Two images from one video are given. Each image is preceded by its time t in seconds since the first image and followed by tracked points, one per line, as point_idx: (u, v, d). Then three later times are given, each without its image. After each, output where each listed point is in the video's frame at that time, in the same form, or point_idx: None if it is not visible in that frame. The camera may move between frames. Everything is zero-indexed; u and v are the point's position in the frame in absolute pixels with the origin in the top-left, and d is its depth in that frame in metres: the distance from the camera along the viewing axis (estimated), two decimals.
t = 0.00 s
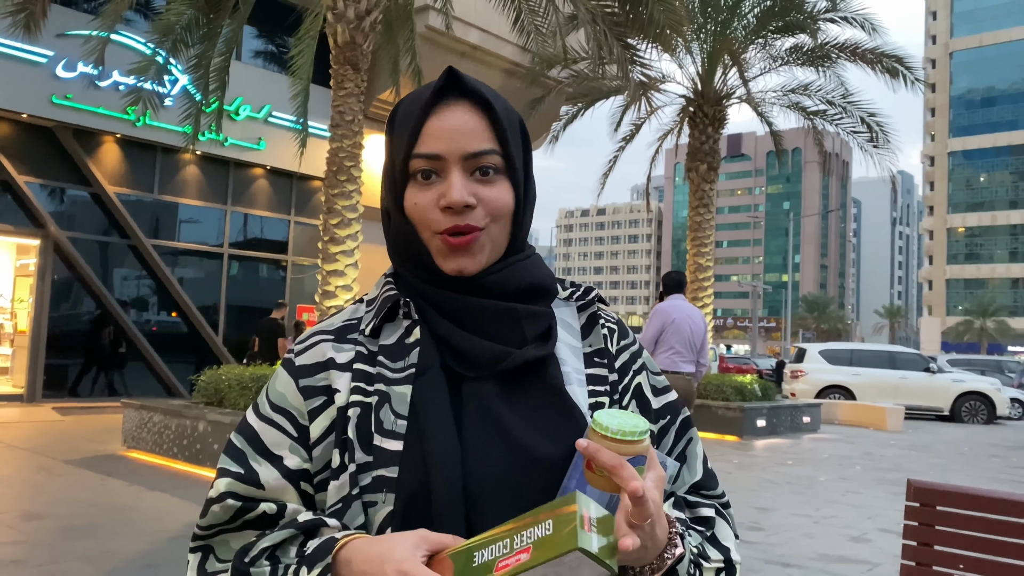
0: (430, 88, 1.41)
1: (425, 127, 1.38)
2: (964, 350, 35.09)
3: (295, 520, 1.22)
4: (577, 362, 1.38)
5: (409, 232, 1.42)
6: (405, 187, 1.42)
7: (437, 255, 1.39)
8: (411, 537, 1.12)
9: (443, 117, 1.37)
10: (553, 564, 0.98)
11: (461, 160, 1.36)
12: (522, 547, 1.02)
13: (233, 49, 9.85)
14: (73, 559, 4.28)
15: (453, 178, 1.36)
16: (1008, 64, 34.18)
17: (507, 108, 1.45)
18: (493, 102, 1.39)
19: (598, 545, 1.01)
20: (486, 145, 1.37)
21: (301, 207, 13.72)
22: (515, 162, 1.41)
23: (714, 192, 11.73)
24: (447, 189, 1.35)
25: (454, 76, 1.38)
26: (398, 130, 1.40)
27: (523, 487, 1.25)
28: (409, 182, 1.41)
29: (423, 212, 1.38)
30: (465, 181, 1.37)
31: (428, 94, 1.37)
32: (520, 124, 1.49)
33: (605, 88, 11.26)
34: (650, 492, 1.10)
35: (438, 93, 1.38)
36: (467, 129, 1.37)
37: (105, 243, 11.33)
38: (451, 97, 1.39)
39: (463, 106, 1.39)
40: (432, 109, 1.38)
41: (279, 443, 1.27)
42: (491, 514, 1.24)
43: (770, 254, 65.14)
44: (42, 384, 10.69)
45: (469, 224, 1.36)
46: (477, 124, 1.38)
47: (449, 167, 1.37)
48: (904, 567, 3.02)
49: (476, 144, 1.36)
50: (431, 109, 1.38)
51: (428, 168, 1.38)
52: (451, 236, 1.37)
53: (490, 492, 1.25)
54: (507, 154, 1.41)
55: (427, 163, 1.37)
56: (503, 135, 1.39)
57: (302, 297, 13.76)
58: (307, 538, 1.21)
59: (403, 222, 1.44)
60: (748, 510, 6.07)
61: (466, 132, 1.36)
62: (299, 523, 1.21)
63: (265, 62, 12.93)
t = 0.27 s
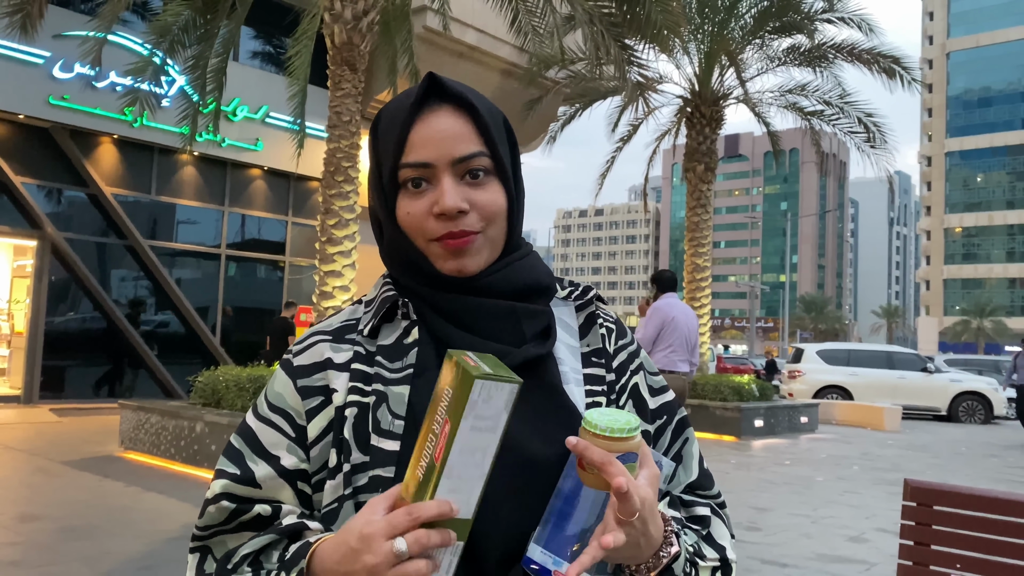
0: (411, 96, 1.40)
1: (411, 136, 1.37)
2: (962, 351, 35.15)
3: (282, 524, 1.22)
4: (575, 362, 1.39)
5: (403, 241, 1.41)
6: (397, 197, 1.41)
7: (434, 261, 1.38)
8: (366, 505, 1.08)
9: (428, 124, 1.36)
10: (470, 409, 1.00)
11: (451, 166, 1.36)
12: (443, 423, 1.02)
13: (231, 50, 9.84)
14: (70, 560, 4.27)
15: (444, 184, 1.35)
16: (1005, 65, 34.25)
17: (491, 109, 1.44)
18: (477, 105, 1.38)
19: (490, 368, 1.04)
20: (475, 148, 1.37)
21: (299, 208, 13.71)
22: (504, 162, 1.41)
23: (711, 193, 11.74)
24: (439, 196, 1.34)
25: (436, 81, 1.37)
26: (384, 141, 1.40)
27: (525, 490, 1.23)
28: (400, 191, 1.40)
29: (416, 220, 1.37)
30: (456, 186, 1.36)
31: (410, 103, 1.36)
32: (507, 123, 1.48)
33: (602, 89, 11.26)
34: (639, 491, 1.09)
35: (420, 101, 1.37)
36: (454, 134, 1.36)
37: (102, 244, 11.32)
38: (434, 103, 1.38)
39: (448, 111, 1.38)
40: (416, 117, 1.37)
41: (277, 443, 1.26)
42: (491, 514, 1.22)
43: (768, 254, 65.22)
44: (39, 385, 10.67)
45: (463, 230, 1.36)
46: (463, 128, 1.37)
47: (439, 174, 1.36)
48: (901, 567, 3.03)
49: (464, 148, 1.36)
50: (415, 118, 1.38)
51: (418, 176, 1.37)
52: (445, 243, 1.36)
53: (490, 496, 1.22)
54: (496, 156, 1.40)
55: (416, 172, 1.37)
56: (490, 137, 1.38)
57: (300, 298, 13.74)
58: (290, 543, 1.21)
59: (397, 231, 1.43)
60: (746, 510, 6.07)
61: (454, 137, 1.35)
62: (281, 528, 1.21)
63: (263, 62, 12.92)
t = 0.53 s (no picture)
0: (416, 93, 1.40)
1: (411, 135, 1.37)
2: (959, 351, 35.20)
3: (280, 526, 1.21)
4: (566, 362, 1.39)
5: (398, 237, 1.41)
6: (394, 193, 1.41)
7: (425, 261, 1.38)
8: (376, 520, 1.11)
9: (429, 123, 1.36)
10: (498, 464, 0.98)
11: (448, 167, 1.35)
12: (470, 465, 1.01)
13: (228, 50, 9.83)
14: (67, 562, 4.26)
15: (441, 185, 1.35)
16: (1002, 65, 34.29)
17: (493, 112, 1.44)
18: (480, 107, 1.37)
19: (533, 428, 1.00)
20: (474, 151, 1.36)
21: (296, 208, 13.70)
22: (503, 166, 1.40)
23: (709, 193, 11.74)
24: (434, 196, 1.34)
25: (442, 82, 1.37)
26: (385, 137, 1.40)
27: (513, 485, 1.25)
28: (398, 188, 1.40)
29: (411, 218, 1.37)
30: (453, 187, 1.36)
31: (414, 101, 1.36)
32: (509, 127, 1.48)
33: (600, 89, 11.26)
34: (608, 484, 1.06)
35: (425, 100, 1.37)
36: (454, 135, 1.36)
37: (100, 245, 11.30)
38: (438, 103, 1.38)
39: (450, 111, 1.37)
40: (419, 115, 1.37)
41: (269, 443, 1.26)
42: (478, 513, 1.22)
43: (766, 254, 65.27)
44: (36, 386, 10.64)
45: (457, 231, 1.35)
46: (464, 130, 1.37)
47: (436, 173, 1.36)
48: (899, 567, 3.02)
49: (463, 150, 1.35)
50: (418, 115, 1.38)
51: (416, 174, 1.37)
52: (437, 243, 1.36)
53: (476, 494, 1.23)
54: (495, 159, 1.39)
55: (414, 170, 1.37)
56: (491, 140, 1.38)
57: (298, 298, 13.73)
58: (291, 543, 1.20)
59: (392, 228, 1.43)
60: (744, 510, 6.07)
61: (454, 138, 1.35)
62: (282, 529, 1.20)
63: (260, 63, 12.90)
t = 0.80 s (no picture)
0: (412, 100, 1.39)
1: (410, 142, 1.37)
2: (958, 351, 35.25)
3: (281, 525, 1.22)
4: (567, 364, 1.39)
5: (400, 244, 1.42)
6: (394, 201, 1.41)
7: (429, 266, 1.39)
8: (362, 527, 1.12)
9: (426, 131, 1.36)
10: (437, 508, 0.97)
11: (447, 173, 1.35)
12: (418, 506, 1.00)
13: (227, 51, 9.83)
14: (65, 562, 4.25)
15: (441, 191, 1.35)
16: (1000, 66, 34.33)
17: (490, 114, 1.43)
18: (477, 113, 1.37)
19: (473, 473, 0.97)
20: (472, 157, 1.36)
21: (295, 209, 13.70)
22: (502, 170, 1.40)
23: (708, 193, 11.73)
24: (435, 203, 1.34)
25: (437, 87, 1.37)
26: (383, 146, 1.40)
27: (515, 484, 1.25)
28: (398, 195, 1.40)
29: (412, 225, 1.37)
30: (453, 193, 1.36)
31: (410, 108, 1.36)
32: (507, 128, 1.47)
33: (599, 89, 11.25)
34: (608, 483, 1.06)
35: (420, 106, 1.37)
36: (452, 141, 1.35)
37: (98, 246, 11.30)
38: (435, 109, 1.38)
39: (446, 117, 1.37)
40: (416, 122, 1.37)
41: (271, 441, 1.26)
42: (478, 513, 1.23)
43: (765, 254, 65.32)
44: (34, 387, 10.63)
45: (459, 237, 1.35)
46: (461, 135, 1.36)
47: (436, 181, 1.36)
48: (898, 567, 3.03)
49: (460, 156, 1.35)
50: (415, 122, 1.37)
51: (415, 181, 1.37)
52: (439, 249, 1.36)
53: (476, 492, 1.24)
54: (494, 163, 1.39)
55: (414, 178, 1.37)
56: (488, 145, 1.38)
57: (296, 299, 13.73)
58: (294, 543, 1.20)
59: (393, 234, 1.43)
60: (743, 510, 6.08)
61: (451, 145, 1.35)
62: (284, 529, 1.20)
63: (259, 63, 12.90)
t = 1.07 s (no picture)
0: (422, 99, 1.39)
1: (418, 141, 1.37)
2: (957, 351, 35.25)
3: (280, 525, 1.21)
4: (567, 364, 1.38)
5: (402, 241, 1.41)
6: (399, 198, 1.41)
7: (430, 265, 1.38)
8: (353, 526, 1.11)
9: (434, 129, 1.36)
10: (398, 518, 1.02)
11: (454, 172, 1.35)
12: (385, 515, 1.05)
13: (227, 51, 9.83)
14: (64, 563, 4.25)
15: (446, 190, 1.35)
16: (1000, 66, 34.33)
17: (499, 116, 1.44)
18: (486, 114, 1.37)
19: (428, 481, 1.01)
20: (479, 157, 1.36)
21: (295, 209, 13.69)
22: (508, 171, 1.40)
23: (707, 193, 11.72)
24: (439, 201, 1.34)
25: (448, 87, 1.37)
26: (390, 142, 1.40)
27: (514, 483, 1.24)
28: (404, 192, 1.40)
29: (416, 223, 1.37)
30: (458, 193, 1.36)
31: (420, 107, 1.36)
32: (514, 131, 1.47)
33: (599, 90, 11.24)
34: (600, 482, 1.07)
35: (430, 106, 1.37)
36: (460, 141, 1.36)
37: (98, 246, 11.29)
38: (444, 108, 1.38)
39: (455, 118, 1.37)
40: (425, 121, 1.37)
41: (272, 440, 1.26)
42: (476, 512, 1.23)
43: (765, 254, 65.34)
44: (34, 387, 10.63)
45: (462, 237, 1.35)
46: (470, 135, 1.37)
47: (442, 179, 1.36)
48: (898, 567, 3.02)
49: (467, 156, 1.35)
50: (424, 120, 1.37)
51: (421, 178, 1.37)
52: (441, 248, 1.36)
53: (475, 490, 1.23)
54: (500, 165, 1.39)
55: (421, 175, 1.36)
56: (495, 146, 1.38)
57: (296, 299, 13.73)
58: (292, 542, 1.20)
59: (396, 232, 1.43)
60: (742, 511, 6.07)
61: (459, 144, 1.35)
62: (284, 528, 1.20)
63: (259, 64, 12.90)
